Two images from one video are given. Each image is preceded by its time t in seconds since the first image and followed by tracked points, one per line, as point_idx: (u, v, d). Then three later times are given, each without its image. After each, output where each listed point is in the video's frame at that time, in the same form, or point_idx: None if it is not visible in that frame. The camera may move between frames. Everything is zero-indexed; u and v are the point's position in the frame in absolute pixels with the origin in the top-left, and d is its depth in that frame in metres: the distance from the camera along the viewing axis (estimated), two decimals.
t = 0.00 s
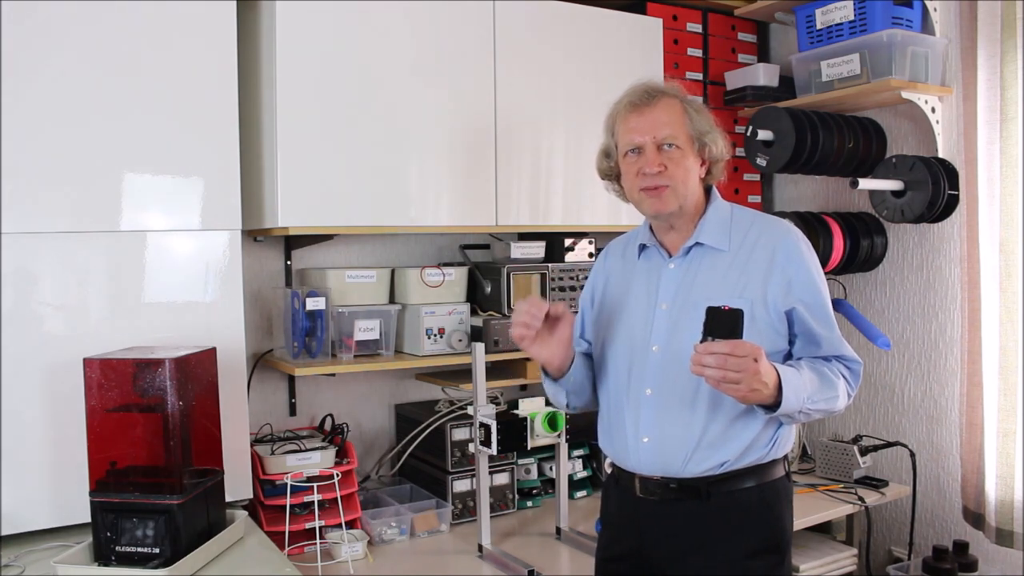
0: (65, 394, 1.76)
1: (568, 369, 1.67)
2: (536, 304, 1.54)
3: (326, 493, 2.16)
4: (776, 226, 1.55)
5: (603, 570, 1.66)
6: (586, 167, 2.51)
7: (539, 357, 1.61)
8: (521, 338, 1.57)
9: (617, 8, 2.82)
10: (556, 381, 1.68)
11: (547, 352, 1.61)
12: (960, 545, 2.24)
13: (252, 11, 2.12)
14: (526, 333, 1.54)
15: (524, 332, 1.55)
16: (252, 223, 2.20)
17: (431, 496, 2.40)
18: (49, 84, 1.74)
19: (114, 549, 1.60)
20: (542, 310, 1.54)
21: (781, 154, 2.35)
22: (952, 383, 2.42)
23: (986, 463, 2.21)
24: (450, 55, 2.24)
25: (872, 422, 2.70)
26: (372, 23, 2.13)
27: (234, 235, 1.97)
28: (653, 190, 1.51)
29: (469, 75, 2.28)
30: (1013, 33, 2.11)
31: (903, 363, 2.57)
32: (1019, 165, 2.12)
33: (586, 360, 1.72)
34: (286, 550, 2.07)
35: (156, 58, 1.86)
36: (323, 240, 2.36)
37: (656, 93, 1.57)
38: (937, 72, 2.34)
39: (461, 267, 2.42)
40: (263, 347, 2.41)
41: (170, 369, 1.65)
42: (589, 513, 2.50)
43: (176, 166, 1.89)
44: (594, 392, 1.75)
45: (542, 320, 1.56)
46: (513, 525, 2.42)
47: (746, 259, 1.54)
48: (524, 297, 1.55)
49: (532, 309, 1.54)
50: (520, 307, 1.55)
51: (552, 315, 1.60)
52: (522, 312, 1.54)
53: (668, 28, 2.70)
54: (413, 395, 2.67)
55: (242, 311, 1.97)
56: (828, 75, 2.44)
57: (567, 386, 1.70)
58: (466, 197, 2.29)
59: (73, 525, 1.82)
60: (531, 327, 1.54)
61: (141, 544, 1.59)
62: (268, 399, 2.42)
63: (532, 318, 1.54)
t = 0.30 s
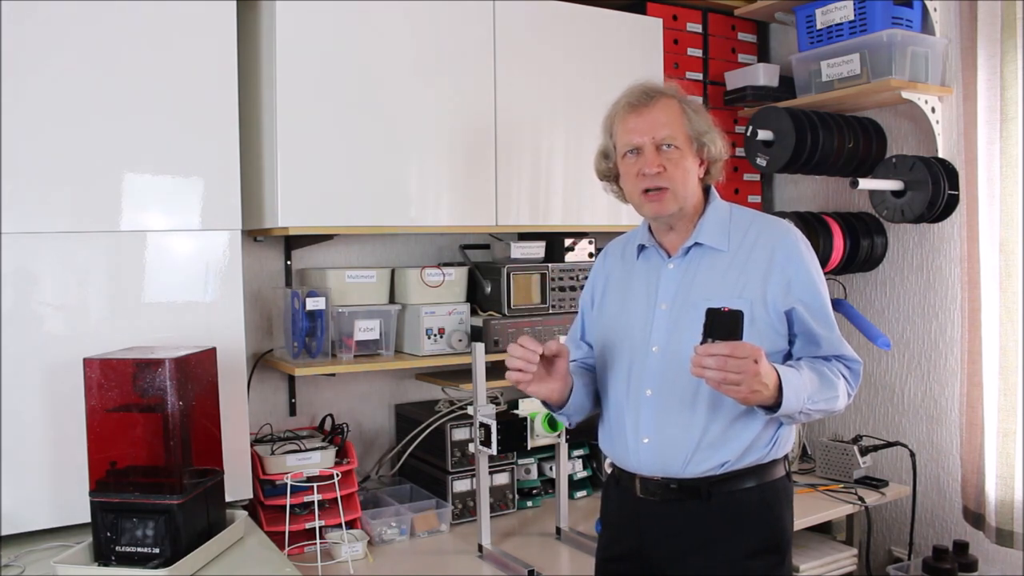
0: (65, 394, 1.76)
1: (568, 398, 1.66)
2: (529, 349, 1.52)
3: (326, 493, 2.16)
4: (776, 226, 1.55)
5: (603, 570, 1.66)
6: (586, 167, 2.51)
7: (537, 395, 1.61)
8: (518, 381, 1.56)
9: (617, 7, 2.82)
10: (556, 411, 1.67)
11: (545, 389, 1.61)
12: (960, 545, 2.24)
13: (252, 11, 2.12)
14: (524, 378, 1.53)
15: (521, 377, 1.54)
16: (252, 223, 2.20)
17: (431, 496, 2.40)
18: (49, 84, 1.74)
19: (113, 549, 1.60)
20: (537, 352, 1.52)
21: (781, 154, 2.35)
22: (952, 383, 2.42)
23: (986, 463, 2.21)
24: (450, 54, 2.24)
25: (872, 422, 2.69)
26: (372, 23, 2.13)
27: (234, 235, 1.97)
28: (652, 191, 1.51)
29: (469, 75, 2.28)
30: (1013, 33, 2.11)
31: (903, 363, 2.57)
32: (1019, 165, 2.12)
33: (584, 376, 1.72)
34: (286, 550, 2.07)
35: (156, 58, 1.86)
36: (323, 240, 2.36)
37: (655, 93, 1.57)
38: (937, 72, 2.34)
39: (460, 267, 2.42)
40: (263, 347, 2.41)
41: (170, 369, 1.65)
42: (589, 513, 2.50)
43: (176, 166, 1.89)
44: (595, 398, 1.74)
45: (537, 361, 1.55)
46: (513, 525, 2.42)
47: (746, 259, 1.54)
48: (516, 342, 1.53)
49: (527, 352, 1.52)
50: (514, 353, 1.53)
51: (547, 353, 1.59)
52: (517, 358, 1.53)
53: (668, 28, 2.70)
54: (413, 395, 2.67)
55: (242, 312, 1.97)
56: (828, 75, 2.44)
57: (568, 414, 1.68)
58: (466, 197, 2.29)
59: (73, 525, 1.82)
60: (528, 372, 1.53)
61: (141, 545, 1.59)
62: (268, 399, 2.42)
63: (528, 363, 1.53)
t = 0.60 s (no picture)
0: (65, 394, 1.76)
1: (570, 396, 1.66)
2: (531, 346, 1.53)
3: (326, 493, 2.16)
4: (775, 225, 1.55)
5: (603, 570, 1.66)
6: (586, 167, 2.51)
7: (539, 393, 1.61)
8: (520, 379, 1.56)
9: (617, 7, 2.82)
10: (557, 409, 1.67)
11: (547, 387, 1.61)
12: (960, 545, 2.24)
13: (252, 11, 2.12)
14: (526, 375, 1.53)
15: (523, 374, 1.54)
16: (252, 223, 2.20)
17: (431, 496, 2.40)
18: (49, 84, 1.74)
19: (114, 549, 1.60)
20: (539, 349, 1.53)
21: (781, 154, 2.35)
22: (952, 383, 2.42)
23: (986, 463, 2.21)
24: (450, 54, 2.24)
25: (872, 422, 2.69)
26: (372, 23, 2.13)
27: (234, 235, 1.97)
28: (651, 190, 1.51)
29: (469, 75, 2.28)
30: (1013, 33, 2.11)
31: (903, 363, 2.57)
32: (1019, 165, 2.12)
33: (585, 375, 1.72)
34: (286, 550, 2.07)
35: (157, 58, 1.86)
36: (323, 240, 2.36)
37: (654, 93, 1.57)
38: (937, 72, 2.34)
39: (461, 267, 2.42)
40: (263, 347, 2.41)
41: (170, 369, 1.65)
42: (590, 513, 2.50)
43: (176, 166, 1.89)
44: (595, 397, 1.74)
45: (539, 359, 1.55)
46: (513, 525, 2.42)
47: (745, 259, 1.54)
48: (518, 339, 1.53)
49: (529, 349, 1.53)
50: (516, 350, 1.53)
51: (550, 350, 1.59)
52: (519, 355, 1.53)
53: (668, 28, 2.70)
54: (413, 395, 2.67)
55: (242, 312, 1.97)
56: (828, 75, 2.44)
57: (569, 412, 1.68)
58: (466, 197, 2.29)
59: (73, 525, 1.82)
60: (530, 368, 1.53)
61: (141, 544, 1.59)
62: (268, 399, 2.42)
63: (529, 360, 1.53)
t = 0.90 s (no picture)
0: (65, 394, 1.76)
1: (571, 390, 1.67)
2: (533, 336, 1.53)
3: (326, 493, 2.16)
4: (774, 226, 1.55)
5: (603, 570, 1.66)
6: (586, 167, 2.51)
7: (540, 384, 1.61)
8: (521, 368, 1.56)
9: (618, 8, 2.82)
10: (556, 402, 1.68)
11: (548, 378, 1.61)
12: (960, 545, 2.24)
13: (252, 11, 2.12)
14: (528, 365, 1.54)
15: (524, 364, 1.54)
16: (252, 223, 2.20)
17: (431, 496, 2.40)
18: (49, 84, 1.74)
19: (113, 549, 1.60)
20: (542, 341, 1.53)
21: (781, 154, 2.35)
22: (952, 383, 2.42)
23: (986, 463, 2.21)
24: (450, 55, 2.25)
25: (872, 422, 2.69)
26: (372, 23, 2.13)
27: (234, 235, 1.97)
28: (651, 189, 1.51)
29: (469, 75, 2.28)
30: (1013, 33, 2.11)
31: (903, 363, 2.57)
32: (1019, 165, 2.12)
33: (585, 372, 1.72)
34: (286, 550, 2.07)
35: (156, 58, 1.86)
36: (323, 240, 2.36)
37: (655, 92, 1.57)
38: (937, 72, 2.34)
39: (460, 267, 2.42)
40: (263, 347, 2.41)
41: (170, 369, 1.66)
42: (590, 513, 2.50)
43: (176, 166, 1.89)
44: (594, 397, 1.74)
45: (541, 349, 1.55)
46: (513, 525, 2.42)
47: (744, 259, 1.54)
48: (521, 328, 1.54)
49: (531, 339, 1.53)
50: (518, 339, 1.54)
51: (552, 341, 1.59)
52: (521, 345, 1.54)
53: (668, 28, 2.70)
54: (413, 395, 2.67)
55: (242, 311, 1.97)
56: (828, 75, 2.44)
57: (569, 407, 1.69)
58: (466, 197, 2.29)
59: (74, 525, 1.82)
60: (532, 359, 1.53)
61: (141, 544, 1.59)
62: (268, 399, 2.42)
63: (531, 350, 1.53)
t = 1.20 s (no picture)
0: (66, 394, 1.76)
1: (569, 391, 1.67)
2: (531, 338, 1.53)
3: (326, 493, 2.16)
4: (774, 226, 1.55)
5: (603, 570, 1.66)
6: (586, 167, 2.51)
7: (538, 385, 1.62)
8: (519, 370, 1.56)
9: (618, 8, 2.82)
10: (555, 404, 1.68)
11: (546, 379, 1.61)
12: (960, 545, 2.24)
13: (252, 11, 2.12)
14: (525, 367, 1.54)
15: (521, 365, 1.54)
16: (252, 223, 2.20)
17: (431, 496, 2.40)
18: (49, 84, 1.74)
19: (113, 549, 1.60)
20: (539, 343, 1.52)
21: (781, 154, 2.35)
22: (952, 383, 2.42)
23: (986, 463, 2.21)
24: (450, 55, 2.25)
25: (872, 422, 2.69)
26: (372, 23, 2.13)
27: (234, 235, 1.97)
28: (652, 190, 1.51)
29: (469, 75, 2.28)
30: (1013, 34, 2.11)
31: (903, 363, 2.57)
32: (1019, 165, 2.12)
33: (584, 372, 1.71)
34: (286, 550, 2.07)
35: (156, 58, 1.86)
36: (323, 240, 2.36)
37: (655, 92, 1.57)
38: (937, 72, 2.34)
39: (461, 267, 2.42)
40: (263, 347, 2.41)
41: (170, 369, 1.65)
42: (590, 513, 2.50)
43: (176, 166, 1.89)
44: (594, 397, 1.74)
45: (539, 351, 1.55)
46: (513, 525, 2.42)
47: (744, 259, 1.54)
48: (518, 331, 1.54)
49: (528, 341, 1.53)
50: (515, 342, 1.53)
51: (549, 343, 1.59)
52: (518, 347, 1.53)
53: (668, 28, 2.70)
54: (413, 395, 2.67)
55: (242, 312, 1.97)
56: (828, 75, 2.44)
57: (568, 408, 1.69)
58: (466, 197, 2.29)
59: (73, 525, 1.82)
60: (530, 361, 1.53)
61: (141, 544, 1.59)
62: (268, 399, 2.42)
63: (529, 352, 1.53)
